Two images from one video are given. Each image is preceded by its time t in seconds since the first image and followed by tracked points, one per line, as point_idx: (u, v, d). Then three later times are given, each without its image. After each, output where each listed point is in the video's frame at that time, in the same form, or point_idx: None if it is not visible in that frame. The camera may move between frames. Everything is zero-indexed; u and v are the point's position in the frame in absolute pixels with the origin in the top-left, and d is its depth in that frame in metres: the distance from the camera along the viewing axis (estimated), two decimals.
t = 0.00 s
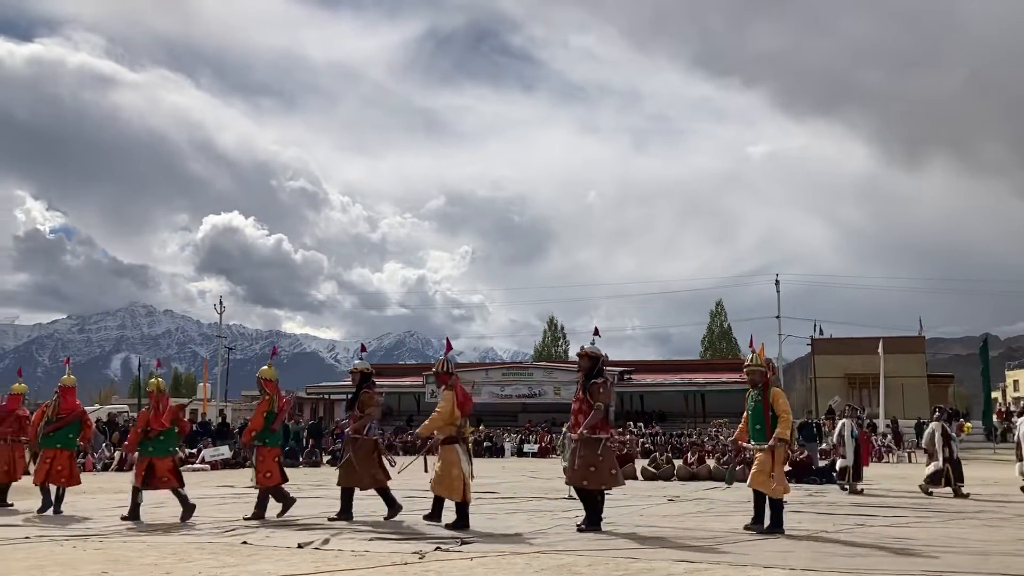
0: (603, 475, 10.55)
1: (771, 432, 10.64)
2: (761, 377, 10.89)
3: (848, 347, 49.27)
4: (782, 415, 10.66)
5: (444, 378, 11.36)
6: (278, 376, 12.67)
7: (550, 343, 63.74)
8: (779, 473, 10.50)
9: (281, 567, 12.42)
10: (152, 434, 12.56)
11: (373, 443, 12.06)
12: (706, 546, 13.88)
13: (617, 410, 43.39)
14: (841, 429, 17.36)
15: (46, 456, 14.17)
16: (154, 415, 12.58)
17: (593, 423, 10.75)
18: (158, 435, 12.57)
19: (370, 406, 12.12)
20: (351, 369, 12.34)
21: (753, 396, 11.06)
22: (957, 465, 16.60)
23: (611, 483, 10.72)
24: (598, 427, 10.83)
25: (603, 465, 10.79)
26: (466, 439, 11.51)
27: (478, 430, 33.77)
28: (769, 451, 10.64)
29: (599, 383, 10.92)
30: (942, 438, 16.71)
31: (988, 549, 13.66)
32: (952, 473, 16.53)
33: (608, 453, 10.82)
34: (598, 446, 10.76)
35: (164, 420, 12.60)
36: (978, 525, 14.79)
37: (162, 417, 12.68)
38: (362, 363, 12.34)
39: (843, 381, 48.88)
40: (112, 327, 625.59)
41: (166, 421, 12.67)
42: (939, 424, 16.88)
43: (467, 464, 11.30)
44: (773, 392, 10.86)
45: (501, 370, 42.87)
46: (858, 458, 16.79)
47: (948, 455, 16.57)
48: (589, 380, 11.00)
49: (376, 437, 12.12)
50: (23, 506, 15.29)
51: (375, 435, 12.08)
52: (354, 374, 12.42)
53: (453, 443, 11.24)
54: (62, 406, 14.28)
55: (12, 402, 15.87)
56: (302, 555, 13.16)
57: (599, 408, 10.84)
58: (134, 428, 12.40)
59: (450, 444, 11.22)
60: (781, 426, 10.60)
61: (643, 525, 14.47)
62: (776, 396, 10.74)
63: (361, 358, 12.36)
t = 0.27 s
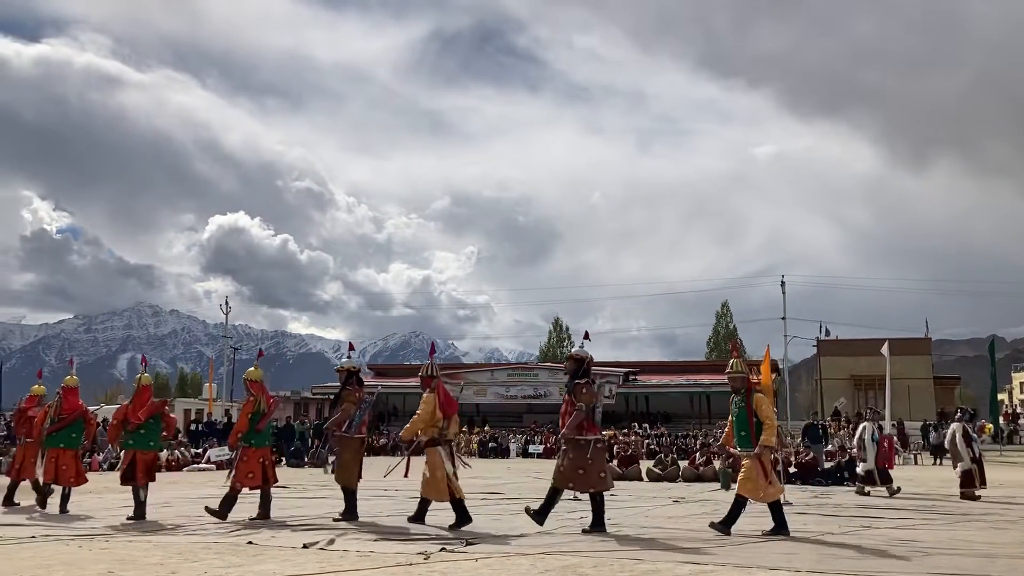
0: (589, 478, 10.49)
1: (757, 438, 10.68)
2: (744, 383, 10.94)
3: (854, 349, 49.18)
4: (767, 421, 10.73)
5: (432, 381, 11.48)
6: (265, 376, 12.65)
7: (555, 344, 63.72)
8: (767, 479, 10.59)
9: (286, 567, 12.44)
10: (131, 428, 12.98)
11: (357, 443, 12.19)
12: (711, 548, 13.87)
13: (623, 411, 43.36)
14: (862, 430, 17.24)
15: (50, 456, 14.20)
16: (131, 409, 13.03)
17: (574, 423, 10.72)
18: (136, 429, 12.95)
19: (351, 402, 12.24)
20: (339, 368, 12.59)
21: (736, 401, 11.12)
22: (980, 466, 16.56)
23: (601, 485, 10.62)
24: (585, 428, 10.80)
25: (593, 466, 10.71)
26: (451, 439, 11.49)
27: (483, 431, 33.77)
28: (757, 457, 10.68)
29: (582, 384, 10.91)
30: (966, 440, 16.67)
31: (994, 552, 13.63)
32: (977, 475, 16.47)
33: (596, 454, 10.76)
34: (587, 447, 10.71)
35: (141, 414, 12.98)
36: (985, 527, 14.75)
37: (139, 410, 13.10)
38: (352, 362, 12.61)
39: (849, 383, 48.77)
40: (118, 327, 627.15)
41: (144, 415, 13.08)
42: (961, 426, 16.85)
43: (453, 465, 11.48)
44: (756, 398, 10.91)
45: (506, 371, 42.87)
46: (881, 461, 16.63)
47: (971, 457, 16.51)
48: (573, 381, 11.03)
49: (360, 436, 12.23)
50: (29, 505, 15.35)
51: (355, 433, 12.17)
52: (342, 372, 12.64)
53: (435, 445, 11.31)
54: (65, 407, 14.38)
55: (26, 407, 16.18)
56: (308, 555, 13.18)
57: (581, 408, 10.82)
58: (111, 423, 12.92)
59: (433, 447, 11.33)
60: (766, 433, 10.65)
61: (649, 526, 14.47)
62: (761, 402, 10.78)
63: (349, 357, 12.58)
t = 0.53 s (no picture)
0: (566, 481, 10.61)
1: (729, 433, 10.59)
2: (719, 378, 10.86)
3: (854, 351, 49.16)
4: (739, 416, 10.65)
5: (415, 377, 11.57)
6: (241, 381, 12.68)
7: (555, 345, 63.69)
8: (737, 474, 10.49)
9: (286, 567, 12.45)
10: (114, 432, 13.23)
11: (340, 444, 12.17)
12: (710, 550, 13.86)
13: (622, 412, 43.35)
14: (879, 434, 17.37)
15: (44, 457, 14.24)
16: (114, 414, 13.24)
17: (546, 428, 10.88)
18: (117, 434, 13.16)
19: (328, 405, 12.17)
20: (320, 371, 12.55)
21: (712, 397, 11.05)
22: (1000, 471, 16.45)
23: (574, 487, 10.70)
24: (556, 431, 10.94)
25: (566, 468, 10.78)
26: (432, 436, 11.51)
27: (483, 431, 33.76)
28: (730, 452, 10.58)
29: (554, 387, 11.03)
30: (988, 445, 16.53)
31: (993, 555, 13.63)
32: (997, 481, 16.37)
33: (569, 457, 10.84)
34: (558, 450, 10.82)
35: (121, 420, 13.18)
36: (984, 530, 14.75)
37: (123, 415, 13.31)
38: (334, 365, 12.51)
39: (849, 385, 48.75)
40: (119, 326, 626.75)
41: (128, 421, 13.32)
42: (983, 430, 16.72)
43: (430, 462, 11.52)
44: (732, 393, 10.80)
45: (506, 372, 42.85)
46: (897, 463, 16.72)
47: (992, 463, 16.39)
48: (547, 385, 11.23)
49: (341, 437, 12.22)
50: (29, 505, 15.36)
51: (335, 436, 12.16)
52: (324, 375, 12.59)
53: (414, 440, 11.36)
54: (54, 407, 14.33)
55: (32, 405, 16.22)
56: (307, 555, 13.18)
57: (552, 411, 10.97)
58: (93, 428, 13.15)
59: (411, 441, 11.41)
60: (738, 428, 10.59)
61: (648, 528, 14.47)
62: (735, 397, 10.68)
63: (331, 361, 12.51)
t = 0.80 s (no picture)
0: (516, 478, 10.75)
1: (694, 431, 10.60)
2: (690, 377, 10.91)
3: (848, 354, 49.25)
4: (707, 415, 10.63)
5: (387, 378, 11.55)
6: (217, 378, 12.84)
7: (550, 346, 63.68)
8: (697, 475, 10.48)
9: (279, 567, 12.43)
10: (95, 427, 13.41)
11: (313, 444, 12.19)
12: (704, 551, 13.88)
13: (617, 413, 43.36)
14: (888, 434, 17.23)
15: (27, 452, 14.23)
16: (96, 408, 13.43)
17: (511, 426, 10.94)
18: (99, 430, 13.38)
19: (306, 405, 12.18)
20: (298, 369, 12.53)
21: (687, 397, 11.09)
22: (1010, 474, 16.43)
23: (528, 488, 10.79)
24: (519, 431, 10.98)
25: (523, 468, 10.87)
26: (406, 439, 11.61)
27: (477, 432, 33.72)
28: (696, 451, 10.57)
29: (521, 387, 11.08)
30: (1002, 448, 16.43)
31: (985, 557, 13.66)
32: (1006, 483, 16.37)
33: (529, 457, 10.89)
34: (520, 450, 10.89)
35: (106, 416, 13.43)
36: (976, 532, 14.78)
37: (104, 410, 13.51)
38: (315, 365, 12.54)
39: (843, 387, 48.80)
40: (115, 324, 625.92)
41: (109, 415, 13.54)
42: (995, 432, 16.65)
43: (405, 463, 11.54)
44: (701, 394, 10.81)
45: (501, 372, 42.85)
46: (908, 467, 16.68)
47: (1001, 465, 16.39)
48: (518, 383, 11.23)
49: (315, 437, 12.23)
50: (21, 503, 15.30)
51: (310, 436, 12.15)
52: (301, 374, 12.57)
53: (389, 443, 11.42)
54: (39, 404, 14.40)
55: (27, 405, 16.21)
56: (300, 555, 13.17)
57: (518, 410, 11.00)
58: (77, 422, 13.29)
59: (386, 445, 11.44)
60: (701, 426, 10.62)
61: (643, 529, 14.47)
62: (703, 396, 10.74)
63: (310, 360, 12.49)
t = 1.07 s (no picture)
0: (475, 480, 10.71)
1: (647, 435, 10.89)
2: (650, 380, 11.09)
3: (837, 356, 49.44)
4: (657, 419, 10.84)
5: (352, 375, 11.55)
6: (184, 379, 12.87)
7: (540, 347, 63.72)
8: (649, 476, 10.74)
9: (266, 566, 12.39)
10: (66, 428, 13.46)
11: (286, 444, 12.12)
12: (692, 552, 13.90)
13: (607, 413, 43.41)
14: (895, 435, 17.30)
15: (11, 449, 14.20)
16: (64, 411, 13.46)
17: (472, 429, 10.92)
18: (69, 431, 13.45)
19: (281, 404, 12.16)
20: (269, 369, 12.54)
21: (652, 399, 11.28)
22: (1012, 479, 16.46)
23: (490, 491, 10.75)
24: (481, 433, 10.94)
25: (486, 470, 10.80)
26: (367, 436, 11.69)
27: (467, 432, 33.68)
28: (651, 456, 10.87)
29: (482, 390, 11.11)
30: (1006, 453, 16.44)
31: (972, 559, 13.73)
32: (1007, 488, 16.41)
33: (494, 459, 10.81)
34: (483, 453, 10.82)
35: (75, 418, 13.54)
36: (963, 534, 14.85)
37: (73, 412, 13.56)
38: (285, 364, 12.57)
39: (832, 389, 48.99)
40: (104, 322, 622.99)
41: (79, 416, 13.63)
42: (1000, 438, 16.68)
43: (364, 460, 11.62)
44: (657, 396, 10.95)
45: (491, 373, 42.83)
46: (911, 469, 16.77)
47: (1001, 470, 16.43)
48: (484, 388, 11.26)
49: (290, 436, 12.18)
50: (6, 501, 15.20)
51: (283, 435, 12.09)
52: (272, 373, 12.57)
53: (350, 440, 11.45)
54: (23, 401, 14.35)
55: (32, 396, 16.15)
56: (287, 554, 13.13)
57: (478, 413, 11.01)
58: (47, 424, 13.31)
59: (347, 442, 11.45)
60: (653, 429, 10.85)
61: (632, 530, 14.48)
62: (655, 398, 10.89)
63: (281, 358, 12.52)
